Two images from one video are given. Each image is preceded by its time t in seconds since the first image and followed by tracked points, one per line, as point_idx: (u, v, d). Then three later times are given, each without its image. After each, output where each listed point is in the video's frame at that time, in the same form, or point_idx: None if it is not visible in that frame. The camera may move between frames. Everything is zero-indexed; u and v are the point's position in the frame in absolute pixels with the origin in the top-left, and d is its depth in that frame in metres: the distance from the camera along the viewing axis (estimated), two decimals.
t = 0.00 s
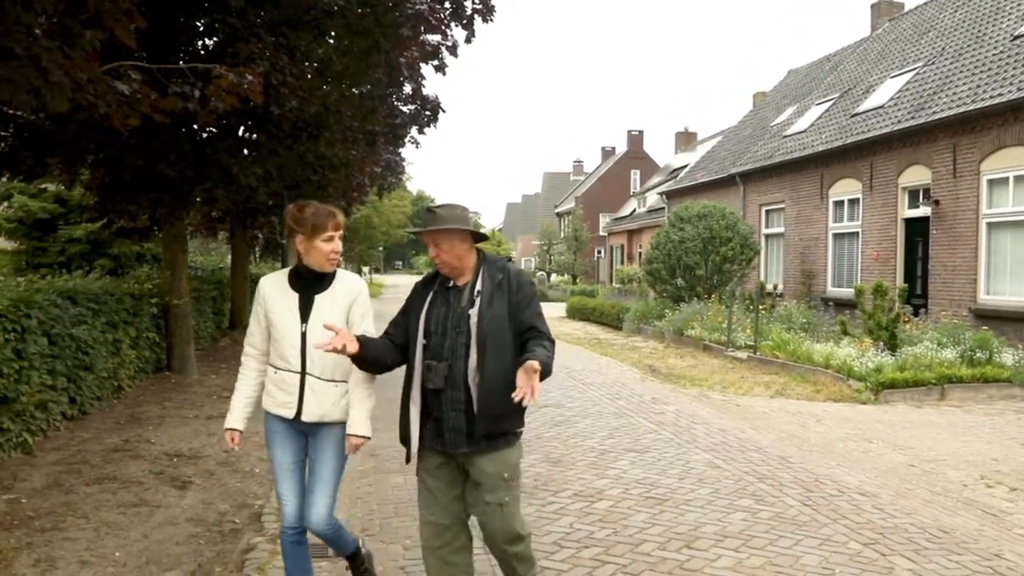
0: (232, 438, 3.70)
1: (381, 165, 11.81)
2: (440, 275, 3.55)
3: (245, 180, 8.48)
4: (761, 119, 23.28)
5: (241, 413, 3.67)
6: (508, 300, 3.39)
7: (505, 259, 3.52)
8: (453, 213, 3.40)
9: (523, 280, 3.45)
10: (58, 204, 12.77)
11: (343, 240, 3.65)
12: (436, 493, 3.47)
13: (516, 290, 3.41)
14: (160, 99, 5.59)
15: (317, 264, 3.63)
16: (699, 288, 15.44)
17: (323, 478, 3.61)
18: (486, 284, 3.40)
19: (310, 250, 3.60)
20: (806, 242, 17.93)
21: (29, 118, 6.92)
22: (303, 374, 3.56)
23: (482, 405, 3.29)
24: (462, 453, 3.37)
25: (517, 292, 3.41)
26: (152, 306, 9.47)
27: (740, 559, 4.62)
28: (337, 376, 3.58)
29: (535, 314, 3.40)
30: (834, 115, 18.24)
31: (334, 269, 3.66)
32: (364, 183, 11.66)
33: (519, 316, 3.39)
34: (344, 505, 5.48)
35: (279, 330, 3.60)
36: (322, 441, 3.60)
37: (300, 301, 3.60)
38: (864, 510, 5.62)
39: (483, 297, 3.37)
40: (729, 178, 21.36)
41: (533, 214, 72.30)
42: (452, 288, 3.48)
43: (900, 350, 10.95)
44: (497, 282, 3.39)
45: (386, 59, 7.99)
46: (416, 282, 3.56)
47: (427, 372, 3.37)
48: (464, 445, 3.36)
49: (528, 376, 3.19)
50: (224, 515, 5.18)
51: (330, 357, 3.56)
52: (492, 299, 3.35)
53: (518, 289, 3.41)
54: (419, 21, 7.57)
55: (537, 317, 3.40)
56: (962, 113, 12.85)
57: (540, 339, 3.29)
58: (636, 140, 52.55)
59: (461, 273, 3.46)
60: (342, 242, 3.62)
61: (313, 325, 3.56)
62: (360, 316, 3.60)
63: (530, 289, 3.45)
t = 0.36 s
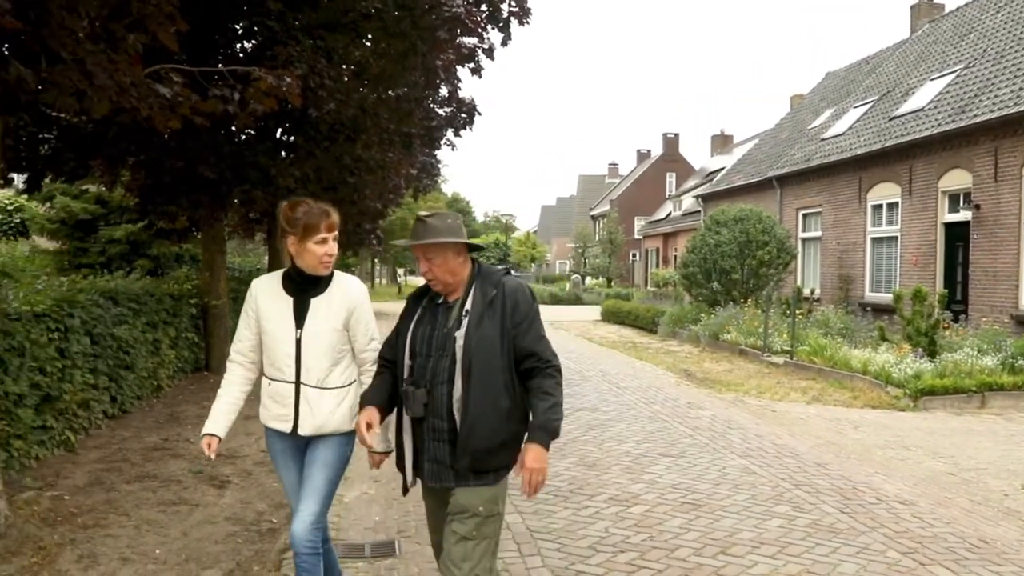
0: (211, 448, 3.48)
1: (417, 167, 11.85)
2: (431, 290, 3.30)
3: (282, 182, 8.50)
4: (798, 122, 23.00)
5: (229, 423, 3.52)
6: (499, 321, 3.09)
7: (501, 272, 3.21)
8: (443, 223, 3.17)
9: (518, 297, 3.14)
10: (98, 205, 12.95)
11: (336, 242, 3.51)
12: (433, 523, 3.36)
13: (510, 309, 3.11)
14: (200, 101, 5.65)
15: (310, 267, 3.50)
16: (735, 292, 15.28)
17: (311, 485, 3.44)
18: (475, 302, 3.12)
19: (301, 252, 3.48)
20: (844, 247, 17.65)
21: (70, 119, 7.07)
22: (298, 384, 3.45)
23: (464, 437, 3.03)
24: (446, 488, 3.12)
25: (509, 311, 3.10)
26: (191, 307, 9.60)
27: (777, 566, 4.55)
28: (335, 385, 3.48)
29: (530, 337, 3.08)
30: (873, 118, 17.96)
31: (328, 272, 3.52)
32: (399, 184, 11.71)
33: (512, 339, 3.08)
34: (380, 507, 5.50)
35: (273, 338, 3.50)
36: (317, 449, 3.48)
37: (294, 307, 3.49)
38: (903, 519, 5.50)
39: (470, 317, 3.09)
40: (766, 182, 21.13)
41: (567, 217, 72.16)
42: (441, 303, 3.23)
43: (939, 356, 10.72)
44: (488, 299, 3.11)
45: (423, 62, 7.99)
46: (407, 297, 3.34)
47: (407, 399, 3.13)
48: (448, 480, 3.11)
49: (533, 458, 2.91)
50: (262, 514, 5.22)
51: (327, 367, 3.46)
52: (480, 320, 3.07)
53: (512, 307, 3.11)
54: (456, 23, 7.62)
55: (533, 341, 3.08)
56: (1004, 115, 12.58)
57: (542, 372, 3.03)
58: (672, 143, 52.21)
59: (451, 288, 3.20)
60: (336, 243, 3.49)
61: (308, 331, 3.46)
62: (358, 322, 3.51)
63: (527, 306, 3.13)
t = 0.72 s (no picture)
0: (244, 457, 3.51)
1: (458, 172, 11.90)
2: (439, 286, 3.08)
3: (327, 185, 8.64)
4: (840, 128, 22.72)
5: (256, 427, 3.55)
6: (502, 320, 2.79)
7: (509, 265, 2.91)
8: (448, 201, 2.94)
9: (524, 293, 2.82)
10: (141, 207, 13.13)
11: (333, 232, 3.40)
12: (392, 533, 3.01)
13: (516, 307, 2.80)
14: (251, 108, 5.73)
15: (311, 263, 3.41)
16: (776, 300, 15.12)
17: (332, 505, 3.33)
18: (479, 298, 2.84)
19: (299, 247, 3.41)
20: (886, 255, 17.36)
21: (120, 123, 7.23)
22: (299, 387, 3.36)
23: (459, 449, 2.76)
24: (443, 507, 2.87)
25: (513, 309, 2.80)
26: (235, 310, 9.75)
27: None
28: (335, 392, 3.33)
29: (533, 338, 2.75)
30: (916, 124, 17.68)
31: (329, 265, 3.41)
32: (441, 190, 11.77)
33: (515, 343, 2.76)
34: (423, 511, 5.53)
35: (280, 339, 3.44)
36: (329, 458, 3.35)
37: (300, 306, 3.42)
38: (952, 532, 5.40)
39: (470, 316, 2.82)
40: (807, 189, 20.90)
41: (604, 223, 72.03)
42: (447, 299, 3.01)
43: (986, 367, 10.49)
44: (491, 296, 2.82)
45: (467, 67, 8.08)
46: (415, 290, 3.13)
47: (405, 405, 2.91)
48: (443, 498, 2.85)
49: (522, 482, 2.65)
50: (307, 516, 5.27)
51: (326, 370, 3.33)
52: (480, 320, 2.79)
53: (516, 305, 2.80)
54: (500, 29, 7.66)
55: (537, 343, 2.75)
56: None
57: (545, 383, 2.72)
58: (711, 149, 51.88)
59: (456, 280, 2.99)
60: (332, 235, 3.39)
61: (310, 333, 3.35)
62: (360, 325, 3.32)
63: (534, 304, 2.80)
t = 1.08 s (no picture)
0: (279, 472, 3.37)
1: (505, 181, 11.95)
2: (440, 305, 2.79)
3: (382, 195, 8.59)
4: (884, 137, 22.55)
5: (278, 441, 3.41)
6: (506, 336, 2.51)
7: (514, 276, 2.65)
8: (436, 216, 2.66)
9: (531, 304, 2.55)
10: (186, 213, 13.29)
11: (347, 236, 3.24)
12: None
13: (522, 320, 2.53)
14: (318, 115, 5.81)
15: (323, 269, 3.25)
16: (821, 310, 15.02)
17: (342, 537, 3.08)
18: (482, 314, 2.56)
19: (313, 251, 3.25)
20: (933, 265, 17.16)
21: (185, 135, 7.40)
22: (306, 402, 3.18)
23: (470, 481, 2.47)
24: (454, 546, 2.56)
25: (518, 321, 2.53)
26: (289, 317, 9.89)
27: None
28: (341, 411, 3.11)
29: (536, 352, 2.49)
30: (964, 133, 17.50)
31: (343, 272, 3.24)
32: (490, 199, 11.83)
33: (522, 359, 2.50)
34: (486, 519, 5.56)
35: (293, 349, 3.27)
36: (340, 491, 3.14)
37: (315, 314, 3.23)
38: (1021, 546, 5.33)
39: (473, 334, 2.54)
40: (851, 198, 20.78)
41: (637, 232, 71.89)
42: (448, 318, 2.72)
43: None
44: (496, 310, 2.55)
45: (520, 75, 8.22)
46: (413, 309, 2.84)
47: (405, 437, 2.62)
48: (454, 536, 2.55)
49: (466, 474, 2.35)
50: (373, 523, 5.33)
51: (332, 386, 3.12)
52: (484, 338, 2.51)
53: (522, 318, 2.53)
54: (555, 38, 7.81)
55: (539, 356, 2.48)
56: None
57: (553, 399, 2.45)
58: (749, 158, 51.62)
59: (453, 296, 2.70)
60: (346, 239, 3.22)
61: (318, 344, 3.16)
62: (367, 337, 3.07)
63: (539, 316, 2.53)
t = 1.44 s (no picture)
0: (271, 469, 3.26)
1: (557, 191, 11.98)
2: (478, 319, 2.74)
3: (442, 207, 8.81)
4: (928, 146, 22.42)
5: (297, 448, 3.31)
6: (550, 352, 2.44)
7: (558, 284, 2.58)
8: (479, 221, 2.62)
9: (579, 316, 2.49)
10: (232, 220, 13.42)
11: (368, 247, 3.18)
12: None
13: (570, 332, 2.46)
14: (396, 131, 5.84)
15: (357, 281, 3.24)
16: (868, 320, 14.92)
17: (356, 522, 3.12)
18: (528, 326, 2.50)
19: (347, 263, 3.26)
20: (982, 274, 16.97)
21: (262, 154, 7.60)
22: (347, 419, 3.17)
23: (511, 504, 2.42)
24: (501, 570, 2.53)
25: (568, 335, 2.46)
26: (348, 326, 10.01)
27: None
28: (381, 426, 3.11)
29: (590, 368, 2.43)
30: (1013, 143, 17.36)
31: (370, 283, 3.19)
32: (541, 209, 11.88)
33: (570, 373, 2.44)
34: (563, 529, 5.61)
35: (335, 362, 3.26)
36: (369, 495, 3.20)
37: (359, 327, 3.21)
38: None
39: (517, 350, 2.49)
40: (898, 207, 20.66)
41: (668, 240, 71.68)
42: (488, 331, 2.68)
43: None
44: (542, 322, 2.49)
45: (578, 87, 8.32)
46: (454, 321, 2.79)
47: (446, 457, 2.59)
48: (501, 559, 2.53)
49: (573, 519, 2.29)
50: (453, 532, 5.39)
51: (375, 404, 3.10)
52: (528, 355, 2.45)
53: (572, 329, 2.47)
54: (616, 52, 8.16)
55: (597, 371, 2.43)
56: None
57: (608, 417, 2.41)
58: (784, 166, 51.35)
59: (497, 313, 2.65)
60: (367, 251, 3.17)
61: (359, 359, 3.14)
62: (410, 351, 3.05)
63: (590, 328, 2.47)
